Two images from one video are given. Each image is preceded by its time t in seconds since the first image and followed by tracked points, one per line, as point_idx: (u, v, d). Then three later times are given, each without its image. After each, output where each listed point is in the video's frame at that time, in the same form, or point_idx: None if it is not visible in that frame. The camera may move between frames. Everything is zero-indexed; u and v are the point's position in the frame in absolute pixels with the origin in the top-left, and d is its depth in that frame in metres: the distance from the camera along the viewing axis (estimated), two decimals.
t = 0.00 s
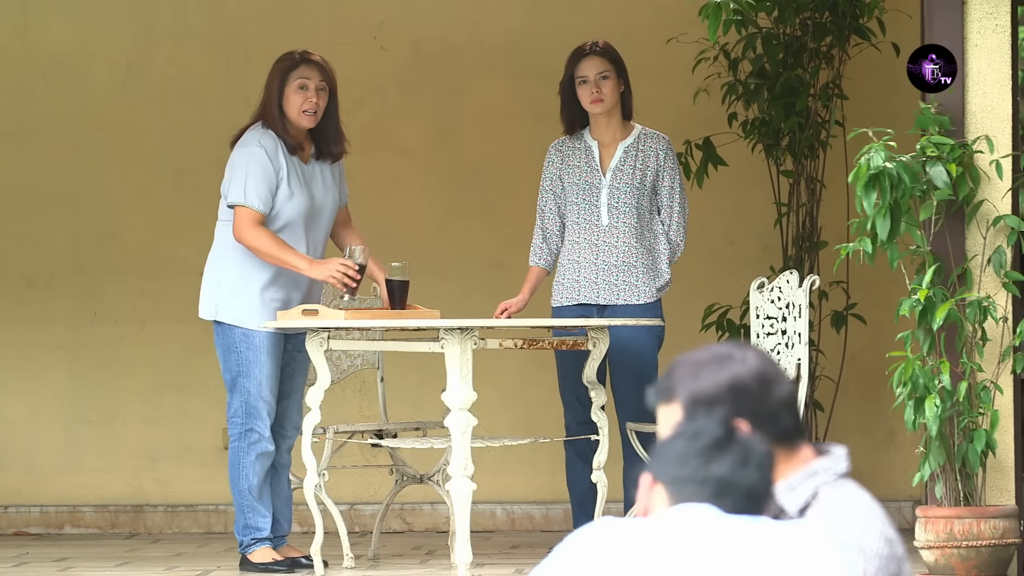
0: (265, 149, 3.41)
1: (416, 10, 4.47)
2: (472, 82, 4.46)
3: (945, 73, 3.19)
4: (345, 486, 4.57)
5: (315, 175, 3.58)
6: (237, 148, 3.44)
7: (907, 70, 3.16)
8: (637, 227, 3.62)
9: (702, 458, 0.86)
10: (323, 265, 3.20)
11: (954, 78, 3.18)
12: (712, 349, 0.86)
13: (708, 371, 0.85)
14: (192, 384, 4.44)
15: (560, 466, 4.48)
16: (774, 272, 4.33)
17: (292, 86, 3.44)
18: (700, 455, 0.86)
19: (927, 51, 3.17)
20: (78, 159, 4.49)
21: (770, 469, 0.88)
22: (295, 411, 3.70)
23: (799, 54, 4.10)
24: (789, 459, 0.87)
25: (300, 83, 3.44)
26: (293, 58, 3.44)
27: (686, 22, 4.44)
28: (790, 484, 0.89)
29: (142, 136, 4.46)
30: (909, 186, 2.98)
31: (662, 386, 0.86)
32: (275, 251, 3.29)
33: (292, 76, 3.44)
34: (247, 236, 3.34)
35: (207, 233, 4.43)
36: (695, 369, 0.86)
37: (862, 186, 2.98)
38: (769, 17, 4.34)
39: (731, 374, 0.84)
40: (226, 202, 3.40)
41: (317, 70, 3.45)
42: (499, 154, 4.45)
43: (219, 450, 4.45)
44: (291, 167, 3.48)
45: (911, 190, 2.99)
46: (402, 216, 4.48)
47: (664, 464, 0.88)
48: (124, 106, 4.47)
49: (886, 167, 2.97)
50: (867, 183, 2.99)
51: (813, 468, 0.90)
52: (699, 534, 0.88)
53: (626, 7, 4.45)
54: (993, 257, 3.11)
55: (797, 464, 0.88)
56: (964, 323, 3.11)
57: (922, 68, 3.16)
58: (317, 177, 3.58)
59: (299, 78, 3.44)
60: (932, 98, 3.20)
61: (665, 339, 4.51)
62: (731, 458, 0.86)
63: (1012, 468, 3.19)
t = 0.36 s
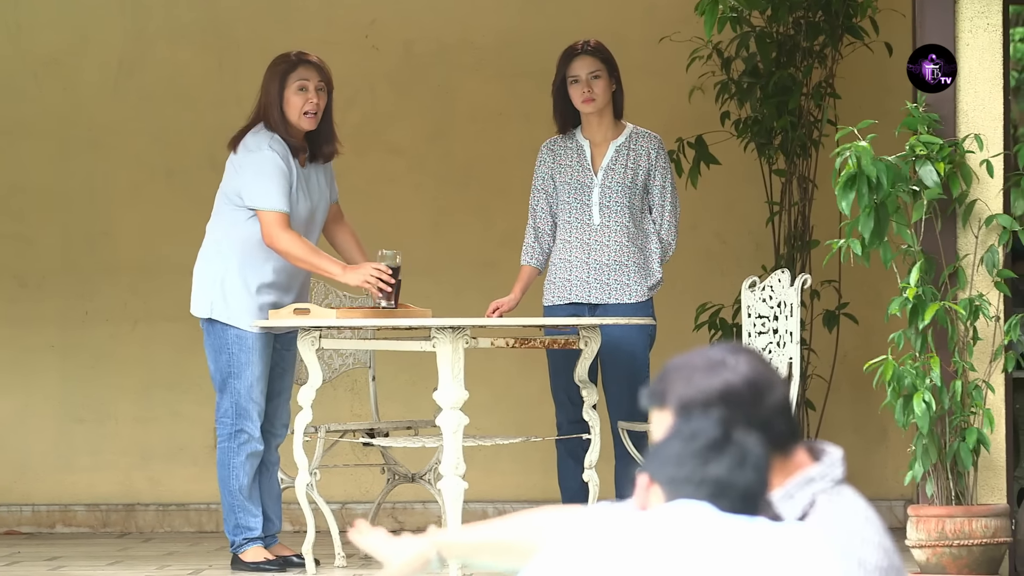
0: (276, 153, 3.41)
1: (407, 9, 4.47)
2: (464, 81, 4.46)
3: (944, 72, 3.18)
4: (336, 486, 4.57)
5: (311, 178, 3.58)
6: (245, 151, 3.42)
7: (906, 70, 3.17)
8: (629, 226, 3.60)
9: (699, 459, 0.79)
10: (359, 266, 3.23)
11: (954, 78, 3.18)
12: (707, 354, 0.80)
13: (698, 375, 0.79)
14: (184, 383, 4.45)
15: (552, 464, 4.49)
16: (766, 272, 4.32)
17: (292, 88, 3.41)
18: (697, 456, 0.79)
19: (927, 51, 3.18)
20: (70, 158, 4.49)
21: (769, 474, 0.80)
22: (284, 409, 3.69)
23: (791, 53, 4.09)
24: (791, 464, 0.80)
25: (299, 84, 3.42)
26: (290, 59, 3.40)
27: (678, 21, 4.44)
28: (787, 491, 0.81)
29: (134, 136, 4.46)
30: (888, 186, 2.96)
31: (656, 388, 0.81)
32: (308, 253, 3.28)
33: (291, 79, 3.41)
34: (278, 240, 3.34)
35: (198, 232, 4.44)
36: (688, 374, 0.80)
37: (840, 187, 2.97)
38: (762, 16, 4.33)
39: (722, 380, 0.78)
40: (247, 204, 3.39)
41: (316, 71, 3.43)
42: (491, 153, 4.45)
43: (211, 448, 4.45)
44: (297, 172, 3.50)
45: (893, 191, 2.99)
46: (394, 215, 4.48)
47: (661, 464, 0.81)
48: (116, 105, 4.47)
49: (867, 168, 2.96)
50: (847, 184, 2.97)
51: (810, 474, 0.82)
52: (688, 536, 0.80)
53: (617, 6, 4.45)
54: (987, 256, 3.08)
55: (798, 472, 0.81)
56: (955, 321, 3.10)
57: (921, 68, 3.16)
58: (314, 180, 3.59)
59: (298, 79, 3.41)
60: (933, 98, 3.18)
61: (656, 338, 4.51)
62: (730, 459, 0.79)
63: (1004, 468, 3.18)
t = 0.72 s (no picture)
0: (278, 154, 3.39)
1: (397, 7, 4.47)
2: (454, 78, 4.46)
3: (943, 73, 3.17)
4: (326, 484, 4.57)
5: (303, 177, 3.57)
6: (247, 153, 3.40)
7: (906, 70, 3.17)
8: (620, 225, 3.59)
9: (695, 460, 0.88)
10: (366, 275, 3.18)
11: (954, 78, 3.17)
12: (677, 372, 0.88)
13: (674, 391, 0.87)
14: (173, 381, 4.44)
15: (542, 462, 4.49)
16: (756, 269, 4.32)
17: (286, 88, 3.39)
18: (691, 458, 0.88)
19: (927, 51, 3.17)
20: (60, 157, 4.49)
21: (758, 474, 0.89)
22: (274, 406, 3.69)
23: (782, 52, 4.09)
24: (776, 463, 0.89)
25: (293, 84, 3.40)
26: (282, 59, 3.38)
27: (668, 19, 4.43)
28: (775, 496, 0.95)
29: (124, 134, 4.46)
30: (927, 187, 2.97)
31: (638, 404, 0.89)
32: (315, 259, 3.23)
33: (284, 79, 3.39)
34: (286, 241, 3.32)
35: (188, 230, 4.44)
36: (662, 391, 0.88)
37: (884, 184, 2.96)
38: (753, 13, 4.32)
39: (696, 395, 0.87)
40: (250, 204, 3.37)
41: (309, 70, 3.41)
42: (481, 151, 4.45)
43: (200, 446, 4.45)
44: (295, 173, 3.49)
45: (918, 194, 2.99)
46: (384, 213, 4.48)
47: (657, 466, 0.89)
48: (105, 103, 4.47)
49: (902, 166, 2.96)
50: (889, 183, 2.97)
51: (790, 480, 0.99)
52: (687, 531, 0.87)
53: (607, 4, 4.45)
54: (978, 254, 3.08)
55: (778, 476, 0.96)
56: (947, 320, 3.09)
57: (921, 68, 3.16)
58: (305, 180, 3.58)
59: (292, 79, 3.39)
60: (933, 98, 3.17)
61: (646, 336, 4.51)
62: (724, 459, 0.88)
63: (993, 466, 3.18)
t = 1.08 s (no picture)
0: (268, 147, 3.40)
1: (389, 4, 4.47)
2: (446, 76, 4.46)
3: (944, 72, 3.15)
4: (319, 482, 4.58)
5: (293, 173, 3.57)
6: (236, 149, 3.41)
7: (906, 70, 3.17)
8: (612, 223, 3.58)
9: (693, 459, 0.97)
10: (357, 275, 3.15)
11: (954, 78, 3.14)
12: (652, 385, 0.98)
13: (654, 400, 0.97)
14: (165, 379, 4.44)
15: (535, 459, 4.49)
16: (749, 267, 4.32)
17: (283, 79, 3.39)
18: (691, 456, 0.97)
19: (927, 51, 3.15)
20: (52, 153, 4.49)
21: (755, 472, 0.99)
22: (269, 405, 3.68)
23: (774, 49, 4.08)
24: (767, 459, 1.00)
25: (290, 74, 3.40)
26: (277, 50, 3.38)
27: (661, 17, 4.44)
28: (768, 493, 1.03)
29: (117, 132, 4.47)
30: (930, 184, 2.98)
31: (623, 417, 0.98)
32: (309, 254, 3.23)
33: (281, 72, 3.38)
34: (280, 234, 3.31)
35: (181, 228, 4.44)
36: (642, 403, 0.98)
37: (887, 177, 2.98)
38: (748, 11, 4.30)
39: (676, 402, 0.97)
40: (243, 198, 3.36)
41: (302, 61, 3.42)
42: (474, 149, 4.45)
43: (193, 444, 4.45)
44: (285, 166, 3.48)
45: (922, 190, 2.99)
46: (377, 211, 4.48)
47: (655, 465, 0.98)
48: (98, 101, 4.48)
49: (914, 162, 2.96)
50: (893, 176, 2.98)
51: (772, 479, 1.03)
52: (691, 528, 0.97)
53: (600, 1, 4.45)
54: (970, 251, 3.06)
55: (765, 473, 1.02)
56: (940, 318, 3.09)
57: (921, 68, 3.15)
58: (296, 175, 3.58)
59: (289, 69, 3.39)
60: (933, 97, 3.15)
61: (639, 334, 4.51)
62: (722, 459, 0.98)
63: (986, 463, 3.16)
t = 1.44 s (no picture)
0: (269, 140, 3.38)
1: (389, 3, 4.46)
2: (447, 75, 4.46)
3: (943, 72, 3.15)
4: (320, 481, 4.58)
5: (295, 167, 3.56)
6: (237, 141, 3.39)
7: (906, 70, 3.17)
8: (613, 222, 3.57)
9: (698, 459, 0.97)
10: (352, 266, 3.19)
11: (954, 78, 3.15)
12: (621, 395, 0.96)
13: (627, 410, 0.96)
14: (166, 378, 4.44)
15: (535, 459, 4.49)
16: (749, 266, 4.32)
17: (298, 76, 3.42)
18: (696, 456, 0.97)
19: (927, 51, 3.15)
20: (52, 152, 4.49)
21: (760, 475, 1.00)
22: (272, 404, 3.67)
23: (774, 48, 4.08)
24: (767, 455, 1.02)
25: (303, 72, 3.43)
26: (291, 48, 3.40)
27: (662, 16, 4.43)
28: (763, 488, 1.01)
29: (117, 131, 4.46)
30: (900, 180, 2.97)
31: (596, 431, 0.96)
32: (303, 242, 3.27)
33: (299, 72, 3.41)
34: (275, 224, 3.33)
35: (181, 226, 4.43)
36: (613, 416, 0.96)
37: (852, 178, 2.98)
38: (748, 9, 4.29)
39: (649, 408, 0.95)
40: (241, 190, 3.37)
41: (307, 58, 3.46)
42: (474, 148, 4.45)
43: (193, 443, 4.45)
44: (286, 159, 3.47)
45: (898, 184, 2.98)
46: (377, 209, 4.48)
47: (659, 466, 0.97)
48: (99, 100, 4.47)
49: (878, 160, 2.97)
50: (858, 176, 2.98)
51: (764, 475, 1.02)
52: (697, 526, 0.97)
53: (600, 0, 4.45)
54: (970, 250, 3.06)
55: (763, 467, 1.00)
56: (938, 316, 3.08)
57: (921, 68, 3.15)
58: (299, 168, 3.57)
59: (302, 66, 3.43)
60: (934, 97, 3.15)
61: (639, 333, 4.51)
62: (726, 460, 0.98)
63: (986, 462, 3.16)
